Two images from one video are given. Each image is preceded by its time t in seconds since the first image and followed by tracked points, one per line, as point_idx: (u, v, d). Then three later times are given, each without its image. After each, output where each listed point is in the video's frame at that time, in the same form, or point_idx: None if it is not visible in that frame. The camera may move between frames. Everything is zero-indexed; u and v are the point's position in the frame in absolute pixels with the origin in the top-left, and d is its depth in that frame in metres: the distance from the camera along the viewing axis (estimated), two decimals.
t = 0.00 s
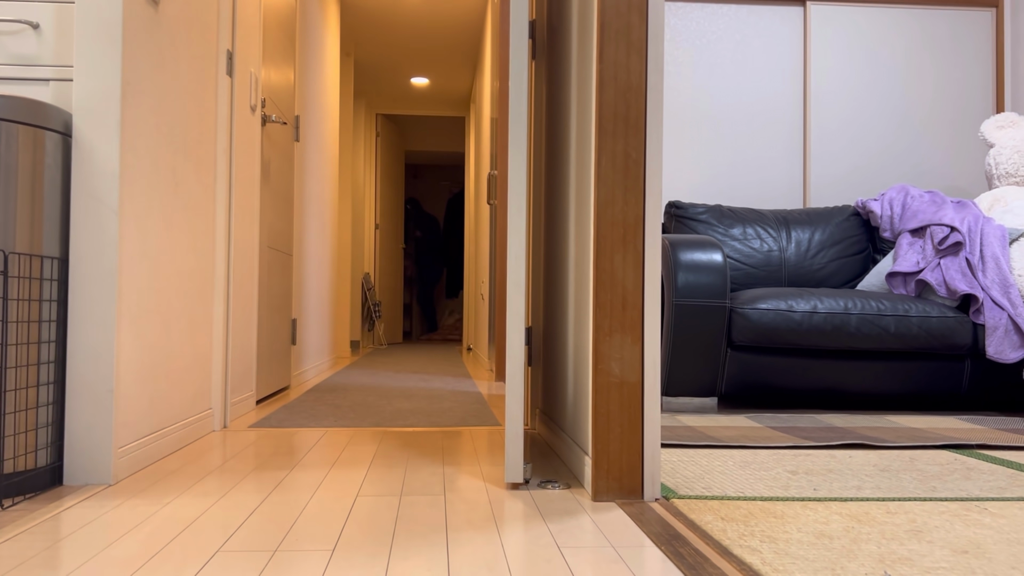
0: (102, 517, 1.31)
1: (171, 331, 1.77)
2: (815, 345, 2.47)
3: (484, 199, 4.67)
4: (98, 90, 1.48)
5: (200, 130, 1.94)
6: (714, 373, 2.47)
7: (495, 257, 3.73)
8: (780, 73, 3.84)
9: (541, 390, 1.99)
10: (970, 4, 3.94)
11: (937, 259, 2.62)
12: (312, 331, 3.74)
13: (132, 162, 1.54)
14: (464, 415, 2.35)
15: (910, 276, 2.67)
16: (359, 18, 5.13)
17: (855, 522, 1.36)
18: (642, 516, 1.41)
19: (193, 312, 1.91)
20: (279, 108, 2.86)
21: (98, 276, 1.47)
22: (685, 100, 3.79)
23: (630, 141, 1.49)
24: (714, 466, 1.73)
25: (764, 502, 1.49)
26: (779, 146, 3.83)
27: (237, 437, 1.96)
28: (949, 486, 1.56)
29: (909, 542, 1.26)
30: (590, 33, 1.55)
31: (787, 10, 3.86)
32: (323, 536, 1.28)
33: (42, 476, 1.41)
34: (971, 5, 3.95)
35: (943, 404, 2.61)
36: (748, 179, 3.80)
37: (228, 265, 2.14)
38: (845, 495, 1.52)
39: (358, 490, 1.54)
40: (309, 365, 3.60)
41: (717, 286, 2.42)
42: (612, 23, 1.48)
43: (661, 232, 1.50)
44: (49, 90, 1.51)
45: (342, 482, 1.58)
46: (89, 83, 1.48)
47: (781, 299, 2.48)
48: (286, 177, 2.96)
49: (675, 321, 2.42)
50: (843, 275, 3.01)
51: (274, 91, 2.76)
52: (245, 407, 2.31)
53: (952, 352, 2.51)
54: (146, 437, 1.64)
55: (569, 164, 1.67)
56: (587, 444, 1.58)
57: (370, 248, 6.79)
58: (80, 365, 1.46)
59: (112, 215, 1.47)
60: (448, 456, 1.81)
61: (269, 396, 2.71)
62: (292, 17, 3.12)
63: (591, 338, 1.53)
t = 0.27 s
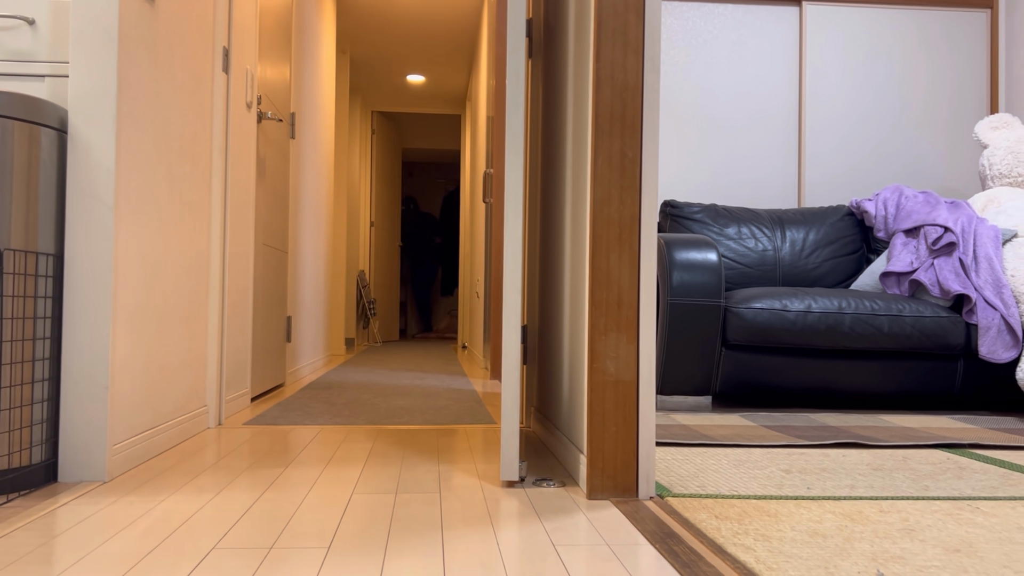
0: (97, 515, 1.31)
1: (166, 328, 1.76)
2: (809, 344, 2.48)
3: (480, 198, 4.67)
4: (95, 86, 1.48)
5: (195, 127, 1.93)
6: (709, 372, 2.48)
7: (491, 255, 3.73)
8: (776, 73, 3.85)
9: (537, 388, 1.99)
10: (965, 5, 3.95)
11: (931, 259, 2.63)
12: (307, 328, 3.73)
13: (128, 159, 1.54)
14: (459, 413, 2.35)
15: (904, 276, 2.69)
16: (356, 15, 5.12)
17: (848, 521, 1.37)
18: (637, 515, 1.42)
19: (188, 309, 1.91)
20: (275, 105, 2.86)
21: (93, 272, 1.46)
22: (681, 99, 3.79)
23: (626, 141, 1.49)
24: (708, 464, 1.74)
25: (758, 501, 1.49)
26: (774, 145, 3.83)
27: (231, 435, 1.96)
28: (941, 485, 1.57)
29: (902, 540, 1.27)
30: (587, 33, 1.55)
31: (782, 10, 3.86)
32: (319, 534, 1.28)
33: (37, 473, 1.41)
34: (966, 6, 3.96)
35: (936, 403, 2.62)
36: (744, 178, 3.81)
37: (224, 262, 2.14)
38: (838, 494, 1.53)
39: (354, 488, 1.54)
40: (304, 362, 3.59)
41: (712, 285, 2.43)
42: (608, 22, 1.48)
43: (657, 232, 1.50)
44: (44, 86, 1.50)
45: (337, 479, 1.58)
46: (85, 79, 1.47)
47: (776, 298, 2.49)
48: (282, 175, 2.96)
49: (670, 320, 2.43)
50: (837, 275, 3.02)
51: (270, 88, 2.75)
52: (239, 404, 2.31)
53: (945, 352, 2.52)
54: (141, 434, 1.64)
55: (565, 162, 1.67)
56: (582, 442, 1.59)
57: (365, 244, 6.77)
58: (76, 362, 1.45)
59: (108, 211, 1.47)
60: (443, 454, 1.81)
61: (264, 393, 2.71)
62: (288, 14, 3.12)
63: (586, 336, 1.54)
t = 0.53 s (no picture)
0: (94, 511, 1.31)
1: (164, 324, 1.76)
2: (806, 344, 2.49)
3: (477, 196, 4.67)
4: (94, 83, 1.48)
5: (194, 123, 1.93)
6: (706, 370, 2.48)
7: (488, 253, 3.73)
8: (773, 72, 3.86)
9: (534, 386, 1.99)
10: (963, 5, 3.96)
11: (928, 259, 2.63)
12: (303, 326, 3.73)
13: (126, 156, 1.54)
14: (456, 411, 2.35)
15: (900, 276, 2.69)
16: (355, 13, 5.11)
17: (845, 520, 1.38)
18: (635, 513, 1.42)
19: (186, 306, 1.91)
20: (273, 102, 2.85)
21: (91, 268, 1.46)
22: (678, 98, 3.80)
23: (626, 140, 1.49)
24: (705, 463, 1.74)
25: (755, 500, 1.50)
26: (771, 144, 3.84)
27: (228, 431, 1.96)
28: (938, 485, 1.58)
29: (898, 539, 1.28)
30: (586, 31, 1.55)
31: (780, 10, 3.87)
32: (317, 531, 1.28)
33: (34, 469, 1.40)
34: (964, 6, 3.97)
35: (932, 403, 2.63)
36: (740, 177, 3.82)
37: (221, 259, 2.13)
38: (835, 493, 1.53)
39: (351, 485, 1.54)
40: (300, 359, 3.59)
41: (709, 284, 2.44)
42: (608, 21, 1.48)
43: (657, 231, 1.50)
44: (42, 82, 1.50)
45: (334, 477, 1.58)
46: (84, 75, 1.47)
47: (772, 297, 2.50)
48: (279, 171, 2.95)
49: (667, 318, 2.44)
50: (833, 274, 3.03)
51: (268, 85, 2.75)
52: (236, 401, 2.31)
53: (941, 352, 2.53)
54: (138, 430, 1.64)
55: (564, 160, 1.67)
56: (580, 441, 1.59)
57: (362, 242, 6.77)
58: (73, 358, 1.45)
59: (106, 208, 1.47)
60: (440, 452, 1.81)
61: (260, 390, 2.70)
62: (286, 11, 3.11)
63: (585, 335, 1.54)
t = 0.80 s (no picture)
0: (90, 505, 1.31)
1: (161, 318, 1.76)
2: (803, 341, 2.49)
3: (474, 192, 4.66)
4: (91, 76, 1.47)
5: (191, 117, 1.93)
6: (702, 368, 2.49)
7: (485, 249, 3.73)
8: (771, 71, 3.86)
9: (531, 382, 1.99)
10: (960, 4, 3.97)
11: (924, 258, 2.64)
12: (300, 322, 3.72)
13: (123, 149, 1.54)
14: (452, 407, 2.35)
15: (897, 274, 2.69)
16: (353, 9, 5.10)
17: (841, 517, 1.38)
18: (631, 509, 1.42)
19: (182, 300, 1.90)
20: (270, 96, 2.85)
21: (87, 262, 1.46)
22: (676, 96, 3.80)
23: (624, 136, 1.50)
24: (702, 459, 1.74)
25: (751, 496, 1.50)
26: (769, 142, 3.84)
27: (225, 426, 1.96)
28: (933, 482, 1.58)
29: (894, 536, 1.28)
30: (585, 26, 1.55)
31: (778, 8, 3.87)
32: (314, 526, 1.28)
33: (30, 463, 1.40)
34: (962, 5, 3.97)
35: (927, 401, 2.63)
36: (737, 175, 3.82)
37: (218, 253, 2.13)
38: (831, 490, 1.53)
39: (348, 481, 1.54)
40: (297, 355, 3.59)
41: (705, 281, 2.44)
42: (607, 17, 1.49)
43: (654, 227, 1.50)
44: (39, 75, 1.50)
45: (331, 472, 1.58)
46: (82, 68, 1.47)
47: (769, 295, 2.50)
48: (277, 167, 2.95)
49: (664, 315, 2.44)
50: (830, 272, 3.03)
51: (265, 80, 2.74)
52: (233, 396, 2.31)
53: (937, 350, 2.54)
54: (135, 425, 1.64)
55: (561, 155, 1.67)
56: (576, 437, 1.59)
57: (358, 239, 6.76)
58: (69, 352, 1.45)
59: (103, 201, 1.46)
60: (437, 447, 1.81)
61: (257, 385, 2.70)
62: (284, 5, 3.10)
63: (582, 331, 1.54)
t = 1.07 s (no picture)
0: (88, 501, 1.31)
1: (159, 314, 1.76)
2: (801, 340, 2.49)
3: (473, 190, 4.66)
4: (90, 72, 1.47)
5: (190, 113, 1.93)
6: (700, 366, 2.49)
7: (484, 246, 3.73)
8: (771, 69, 3.86)
9: (529, 380, 1.99)
10: (960, 4, 3.98)
11: (922, 257, 2.65)
12: (298, 318, 3.72)
13: (122, 145, 1.53)
14: (450, 404, 2.35)
15: (895, 273, 2.70)
16: (353, 5, 5.10)
17: (839, 516, 1.39)
18: (629, 507, 1.43)
19: (181, 296, 1.90)
20: (269, 92, 2.85)
21: (86, 258, 1.46)
22: (675, 93, 3.80)
23: (623, 134, 1.50)
24: (699, 458, 1.75)
25: (749, 495, 1.50)
26: (768, 140, 3.84)
27: (223, 423, 1.96)
28: (931, 481, 1.59)
29: (891, 535, 1.29)
30: (585, 23, 1.55)
31: (778, 6, 3.87)
32: (312, 523, 1.28)
33: (28, 459, 1.40)
34: (961, 4, 3.98)
35: (924, 400, 2.64)
36: (736, 173, 3.83)
37: (216, 249, 2.13)
38: (828, 489, 1.54)
39: (346, 478, 1.54)
40: (295, 351, 3.59)
41: (704, 279, 2.44)
42: (608, 14, 1.49)
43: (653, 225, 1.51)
44: (38, 70, 1.49)
45: (329, 469, 1.58)
46: (81, 63, 1.47)
47: (767, 294, 2.50)
48: (275, 162, 2.95)
49: (662, 314, 2.44)
50: (828, 271, 3.04)
51: (264, 75, 2.74)
52: (230, 392, 2.31)
53: (935, 349, 2.54)
54: (132, 421, 1.64)
55: (560, 151, 1.68)
56: (575, 435, 1.59)
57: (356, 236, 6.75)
58: (67, 348, 1.45)
59: (102, 198, 1.46)
60: (435, 445, 1.81)
61: (254, 382, 2.70)
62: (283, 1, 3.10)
63: (581, 329, 1.55)
